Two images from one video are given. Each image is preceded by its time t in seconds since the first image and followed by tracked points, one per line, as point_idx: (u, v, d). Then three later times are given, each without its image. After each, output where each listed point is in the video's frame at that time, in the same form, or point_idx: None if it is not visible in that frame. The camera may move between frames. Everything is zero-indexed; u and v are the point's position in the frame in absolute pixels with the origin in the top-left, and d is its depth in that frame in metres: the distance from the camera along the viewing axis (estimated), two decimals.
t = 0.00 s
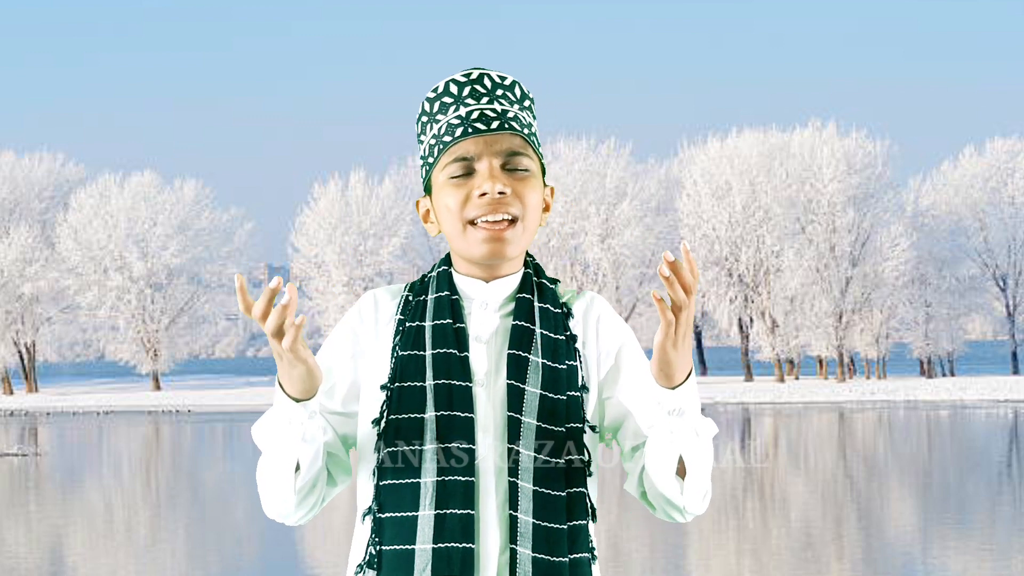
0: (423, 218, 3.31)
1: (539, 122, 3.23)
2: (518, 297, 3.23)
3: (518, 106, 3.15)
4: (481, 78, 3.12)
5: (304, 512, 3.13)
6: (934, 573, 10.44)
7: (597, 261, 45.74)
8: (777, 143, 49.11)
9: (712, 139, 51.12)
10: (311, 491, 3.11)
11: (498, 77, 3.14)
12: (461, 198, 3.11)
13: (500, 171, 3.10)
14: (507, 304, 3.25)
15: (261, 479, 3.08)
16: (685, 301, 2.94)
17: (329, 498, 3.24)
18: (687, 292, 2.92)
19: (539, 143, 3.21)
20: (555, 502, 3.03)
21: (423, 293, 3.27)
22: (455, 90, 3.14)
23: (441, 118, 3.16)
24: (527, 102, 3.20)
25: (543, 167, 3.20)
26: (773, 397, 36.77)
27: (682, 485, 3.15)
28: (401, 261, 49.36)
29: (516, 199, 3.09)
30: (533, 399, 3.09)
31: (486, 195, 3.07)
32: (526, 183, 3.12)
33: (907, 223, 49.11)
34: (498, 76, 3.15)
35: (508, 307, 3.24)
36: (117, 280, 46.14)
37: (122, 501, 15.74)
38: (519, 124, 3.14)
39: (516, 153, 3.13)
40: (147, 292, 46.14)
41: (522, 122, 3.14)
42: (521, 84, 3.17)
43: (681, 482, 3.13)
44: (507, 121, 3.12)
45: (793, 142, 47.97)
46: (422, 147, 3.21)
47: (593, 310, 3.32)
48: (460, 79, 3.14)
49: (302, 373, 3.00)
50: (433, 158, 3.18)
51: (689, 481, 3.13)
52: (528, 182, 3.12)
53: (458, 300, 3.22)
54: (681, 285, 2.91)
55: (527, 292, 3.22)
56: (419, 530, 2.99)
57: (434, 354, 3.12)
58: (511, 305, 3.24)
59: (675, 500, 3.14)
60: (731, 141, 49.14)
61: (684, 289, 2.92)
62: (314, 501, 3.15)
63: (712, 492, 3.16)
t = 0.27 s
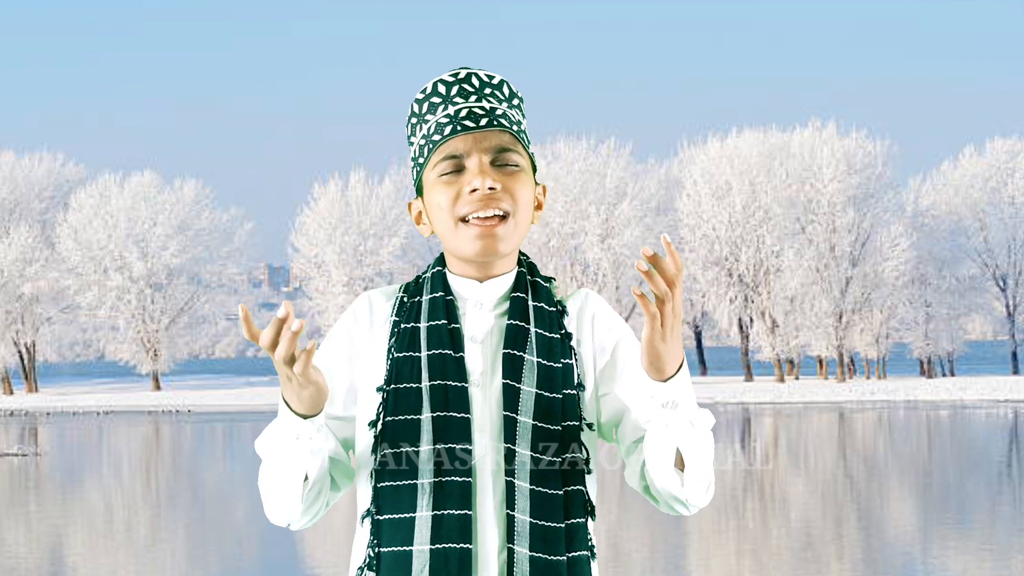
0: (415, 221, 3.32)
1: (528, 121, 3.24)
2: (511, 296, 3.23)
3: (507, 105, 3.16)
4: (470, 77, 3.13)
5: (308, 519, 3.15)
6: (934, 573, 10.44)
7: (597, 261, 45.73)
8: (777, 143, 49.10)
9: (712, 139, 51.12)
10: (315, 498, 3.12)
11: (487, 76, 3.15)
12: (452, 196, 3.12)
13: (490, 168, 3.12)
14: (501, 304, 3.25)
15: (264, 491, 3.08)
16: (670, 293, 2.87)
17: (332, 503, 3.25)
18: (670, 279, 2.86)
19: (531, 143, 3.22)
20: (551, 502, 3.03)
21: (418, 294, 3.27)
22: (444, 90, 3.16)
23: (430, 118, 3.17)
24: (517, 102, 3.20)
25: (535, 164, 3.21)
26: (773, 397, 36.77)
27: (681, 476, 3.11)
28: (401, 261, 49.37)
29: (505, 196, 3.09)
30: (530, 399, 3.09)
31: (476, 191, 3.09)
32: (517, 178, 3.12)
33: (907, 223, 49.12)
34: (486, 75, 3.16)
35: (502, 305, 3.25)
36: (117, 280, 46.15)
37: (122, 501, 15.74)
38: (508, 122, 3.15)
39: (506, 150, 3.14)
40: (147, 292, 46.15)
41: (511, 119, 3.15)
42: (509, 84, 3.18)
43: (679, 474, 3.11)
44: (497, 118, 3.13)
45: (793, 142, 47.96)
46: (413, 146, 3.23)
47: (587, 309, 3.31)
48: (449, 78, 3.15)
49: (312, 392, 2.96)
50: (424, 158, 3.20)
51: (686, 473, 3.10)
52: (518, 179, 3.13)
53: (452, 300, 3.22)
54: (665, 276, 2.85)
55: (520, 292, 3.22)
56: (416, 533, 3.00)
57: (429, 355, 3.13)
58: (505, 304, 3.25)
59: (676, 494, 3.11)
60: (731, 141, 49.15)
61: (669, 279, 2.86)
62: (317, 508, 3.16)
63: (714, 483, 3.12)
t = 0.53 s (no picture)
0: (412, 217, 3.33)
1: (527, 122, 3.24)
2: (507, 296, 3.23)
3: (507, 106, 3.16)
4: (472, 76, 3.12)
5: (309, 523, 3.16)
6: (934, 573, 10.44)
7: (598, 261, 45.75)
8: (777, 143, 49.09)
9: (712, 139, 51.11)
10: (317, 502, 3.13)
11: (490, 76, 3.15)
12: (443, 188, 3.13)
13: (482, 164, 3.12)
14: (497, 304, 3.25)
15: (265, 497, 3.09)
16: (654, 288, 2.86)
17: (333, 506, 3.25)
18: (649, 273, 2.83)
19: (529, 144, 3.22)
20: (548, 501, 3.03)
21: (413, 295, 3.28)
22: (445, 87, 3.15)
23: (430, 115, 3.17)
24: (518, 103, 3.21)
25: (532, 164, 3.21)
26: (773, 397, 36.78)
27: (674, 473, 3.11)
28: (401, 261, 49.38)
29: (496, 193, 3.10)
30: (526, 398, 3.09)
31: (465, 186, 3.09)
32: (509, 177, 3.13)
33: (907, 223, 49.11)
34: (489, 75, 3.15)
35: (497, 306, 3.25)
36: (117, 280, 46.17)
37: (122, 502, 15.74)
38: (506, 121, 3.14)
39: (500, 148, 3.14)
40: (147, 292, 46.17)
41: (509, 120, 3.15)
42: (512, 84, 3.18)
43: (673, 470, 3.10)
44: (494, 117, 3.14)
45: (793, 142, 47.96)
46: (412, 142, 3.23)
47: (581, 307, 3.31)
48: (451, 76, 3.14)
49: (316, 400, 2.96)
50: (421, 151, 3.20)
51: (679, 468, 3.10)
52: (511, 176, 3.13)
53: (447, 301, 3.23)
54: (646, 270, 2.84)
55: (516, 292, 3.23)
56: (415, 534, 3.00)
57: (425, 356, 3.13)
58: (500, 304, 3.26)
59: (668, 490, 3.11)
60: (731, 141, 49.14)
61: (651, 272, 2.85)
62: (319, 511, 3.17)
63: (707, 481, 3.12)
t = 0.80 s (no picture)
0: (412, 215, 3.33)
1: (531, 125, 3.24)
2: (505, 297, 3.23)
3: (512, 107, 3.17)
4: (477, 76, 3.13)
5: (310, 522, 3.16)
6: (934, 574, 10.44)
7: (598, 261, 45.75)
8: (777, 143, 49.08)
9: (712, 139, 51.11)
10: (318, 502, 3.13)
11: (495, 77, 3.15)
12: (444, 187, 3.13)
13: (484, 164, 3.12)
14: (496, 303, 3.25)
15: (268, 494, 3.08)
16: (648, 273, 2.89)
17: (333, 506, 3.25)
18: (642, 260, 2.87)
19: (532, 146, 3.23)
20: (550, 500, 3.03)
21: (412, 296, 3.28)
22: (451, 86, 3.15)
23: (434, 114, 3.17)
24: (523, 105, 3.21)
25: (534, 167, 3.21)
26: (773, 397, 36.77)
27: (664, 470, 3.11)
28: (400, 261, 49.37)
29: (496, 194, 3.10)
30: (525, 398, 3.09)
31: (466, 186, 3.09)
32: (511, 179, 3.13)
33: (907, 223, 49.10)
34: (495, 76, 3.15)
35: (496, 306, 3.25)
36: (117, 280, 46.17)
37: (122, 502, 15.74)
38: (511, 122, 3.15)
39: (503, 149, 3.14)
40: (147, 292, 46.17)
41: (513, 122, 3.16)
42: (517, 86, 3.19)
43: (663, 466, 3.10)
44: (498, 118, 3.14)
45: (793, 142, 47.94)
46: (416, 139, 3.23)
47: (579, 306, 3.30)
48: (456, 76, 3.15)
49: (318, 393, 2.95)
50: (424, 150, 3.20)
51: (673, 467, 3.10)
52: (512, 178, 3.13)
53: (446, 301, 3.23)
54: (634, 256, 2.87)
55: (514, 292, 3.22)
56: (415, 534, 3.01)
57: (425, 356, 3.13)
58: (500, 304, 3.25)
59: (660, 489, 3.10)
60: (731, 141, 49.13)
61: (638, 256, 2.87)
62: (322, 509, 3.17)
63: (701, 481, 3.11)
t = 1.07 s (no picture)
0: (411, 215, 3.33)
1: (531, 126, 3.25)
2: (504, 297, 3.23)
3: (512, 109, 3.17)
4: (478, 76, 3.13)
5: (311, 523, 3.16)
6: (934, 573, 10.44)
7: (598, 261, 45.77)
8: (777, 143, 49.07)
9: (713, 139, 51.11)
10: (317, 502, 3.13)
11: (495, 78, 3.16)
12: (443, 190, 3.13)
13: (482, 168, 3.12)
14: (496, 303, 3.25)
15: (268, 493, 3.08)
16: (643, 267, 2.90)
17: (334, 506, 3.25)
18: (631, 247, 2.86)
19: (532, 147, 3.23)
20: (549, 500, 3.04)
21: (412, 296, 3.28)
22: (451, 86, 3.16)
23: (434, 114, 3.18)
24: (524, 106, 3.22)
25: (533, 169, 3.22)
26: (773, 397, 36.77)
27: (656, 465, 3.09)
28: (400, 261, 49.38)
29: (494, 197, 3.09)
30: (524, 397, 3.09)
31: (465, 190, 3.09)
32: (509, 182, 3.12)
33: (907, 223, 49.10)
34: (495, 76, 3.16)
35: (495, 306, 3.25)
36: (117, 280, 46.16)
37: (122, 501, 15.74)
38: (510, 124, 3.16)
39: (502, 151, 3.14)
40: (147, 292, 46.17)
41: (512, 123, 3.16)
42: (518, 87, 3.19)
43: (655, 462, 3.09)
44: (498, 119, 3.14)
45: (793, 142, 47.97)
46: (416, 139, 3.23)
47: (577, 306, 3.30)
48: (456, 76, 3.16)
49: (315, 393, 2.95)
50: (423, 151, 3.20)
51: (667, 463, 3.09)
52: (511, 181, 3.13)
53: (446, 302, 3.23)
54: (624, 243, 2.86)
55: (513, 292, 3.23)
56: (415, 534, 3.01)
57: (424, 357, 3.13)
58: (499, 304, 3.25)
59: (654, 488, 3.09)
60: (731, 140, 49.13)
61: (629, 245, 2.87)
62: (322, 509, 3.17)
63: (696, 480, 3.09)
